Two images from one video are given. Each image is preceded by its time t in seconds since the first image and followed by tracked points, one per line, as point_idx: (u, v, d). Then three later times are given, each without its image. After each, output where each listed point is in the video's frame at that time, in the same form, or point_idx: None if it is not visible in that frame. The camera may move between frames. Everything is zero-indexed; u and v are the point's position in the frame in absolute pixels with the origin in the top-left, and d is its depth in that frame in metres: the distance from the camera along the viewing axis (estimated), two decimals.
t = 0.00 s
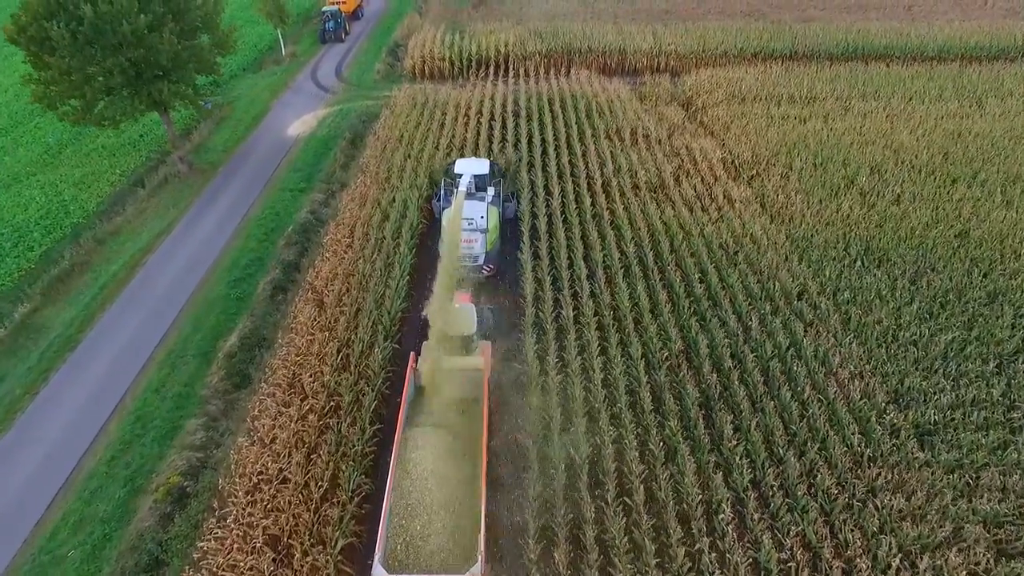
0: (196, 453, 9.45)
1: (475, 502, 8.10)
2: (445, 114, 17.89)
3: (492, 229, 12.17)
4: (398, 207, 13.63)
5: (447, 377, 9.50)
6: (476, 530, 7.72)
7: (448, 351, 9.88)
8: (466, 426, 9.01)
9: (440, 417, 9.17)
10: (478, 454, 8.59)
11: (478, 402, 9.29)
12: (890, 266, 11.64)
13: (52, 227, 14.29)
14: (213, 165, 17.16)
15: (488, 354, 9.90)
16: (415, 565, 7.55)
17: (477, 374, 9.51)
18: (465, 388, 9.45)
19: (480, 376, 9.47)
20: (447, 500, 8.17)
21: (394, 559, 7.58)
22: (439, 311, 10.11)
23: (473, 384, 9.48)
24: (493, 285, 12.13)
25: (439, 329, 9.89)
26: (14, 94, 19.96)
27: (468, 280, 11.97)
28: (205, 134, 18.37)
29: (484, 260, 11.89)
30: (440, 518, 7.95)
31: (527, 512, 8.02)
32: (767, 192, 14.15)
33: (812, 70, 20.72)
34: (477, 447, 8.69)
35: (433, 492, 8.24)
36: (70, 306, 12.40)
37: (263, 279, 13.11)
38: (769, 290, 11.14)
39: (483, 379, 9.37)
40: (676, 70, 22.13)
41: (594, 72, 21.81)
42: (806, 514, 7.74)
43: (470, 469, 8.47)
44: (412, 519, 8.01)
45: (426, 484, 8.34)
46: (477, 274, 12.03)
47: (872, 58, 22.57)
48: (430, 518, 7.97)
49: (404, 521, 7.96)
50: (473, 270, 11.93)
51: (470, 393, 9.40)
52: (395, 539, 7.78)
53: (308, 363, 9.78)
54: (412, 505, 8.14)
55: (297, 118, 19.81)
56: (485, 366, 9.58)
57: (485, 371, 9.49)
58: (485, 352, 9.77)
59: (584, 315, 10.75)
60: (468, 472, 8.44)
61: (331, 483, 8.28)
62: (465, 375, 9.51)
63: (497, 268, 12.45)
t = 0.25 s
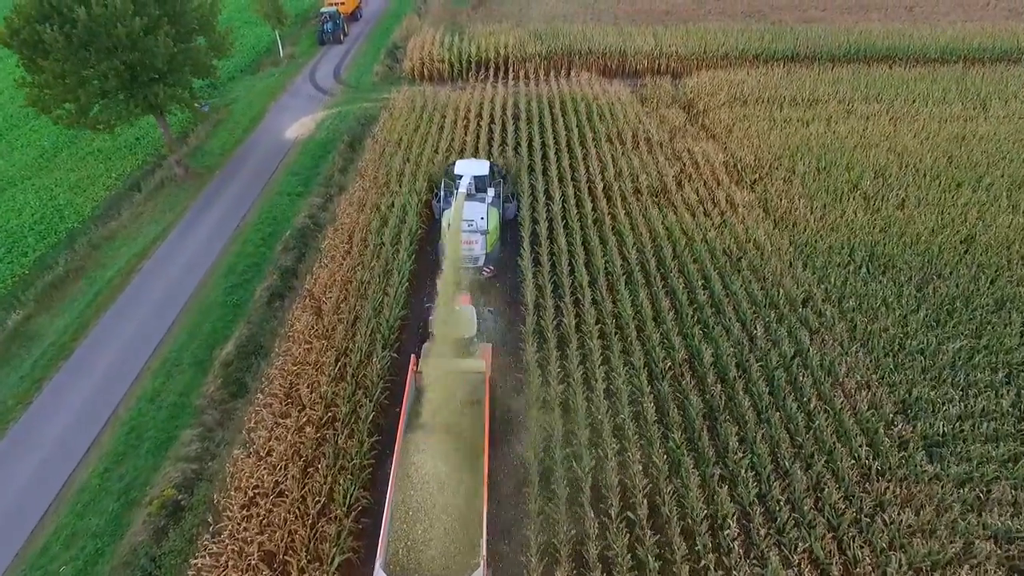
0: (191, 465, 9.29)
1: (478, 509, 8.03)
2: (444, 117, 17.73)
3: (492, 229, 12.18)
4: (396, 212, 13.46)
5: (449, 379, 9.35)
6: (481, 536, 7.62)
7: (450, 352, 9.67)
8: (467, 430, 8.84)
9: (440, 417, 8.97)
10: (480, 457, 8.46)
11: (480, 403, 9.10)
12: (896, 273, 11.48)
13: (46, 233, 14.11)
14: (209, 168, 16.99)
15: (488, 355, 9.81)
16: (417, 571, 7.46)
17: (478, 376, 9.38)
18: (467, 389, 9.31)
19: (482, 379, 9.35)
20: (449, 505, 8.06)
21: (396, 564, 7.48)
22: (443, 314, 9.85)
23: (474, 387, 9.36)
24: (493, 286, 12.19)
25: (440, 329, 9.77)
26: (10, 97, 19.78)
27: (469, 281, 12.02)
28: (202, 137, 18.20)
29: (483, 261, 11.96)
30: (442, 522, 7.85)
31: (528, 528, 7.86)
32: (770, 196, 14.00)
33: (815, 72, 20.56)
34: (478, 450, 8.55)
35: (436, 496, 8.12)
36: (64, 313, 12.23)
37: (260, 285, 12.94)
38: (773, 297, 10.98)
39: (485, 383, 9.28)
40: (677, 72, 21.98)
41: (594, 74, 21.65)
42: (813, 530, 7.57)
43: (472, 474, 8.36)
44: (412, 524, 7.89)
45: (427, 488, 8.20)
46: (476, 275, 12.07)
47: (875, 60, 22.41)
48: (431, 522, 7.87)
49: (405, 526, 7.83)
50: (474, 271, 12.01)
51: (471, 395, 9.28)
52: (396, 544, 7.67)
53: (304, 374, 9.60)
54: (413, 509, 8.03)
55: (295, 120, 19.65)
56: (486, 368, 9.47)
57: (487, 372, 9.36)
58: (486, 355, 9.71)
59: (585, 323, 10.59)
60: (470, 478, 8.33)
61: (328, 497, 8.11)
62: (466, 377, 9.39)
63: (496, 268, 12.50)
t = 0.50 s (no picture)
0: (186, 477, 9.12)
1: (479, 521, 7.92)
2: (443, 119, 17.56)
3: (492, 230, 12.16)
4: (395, 216, 13.29)
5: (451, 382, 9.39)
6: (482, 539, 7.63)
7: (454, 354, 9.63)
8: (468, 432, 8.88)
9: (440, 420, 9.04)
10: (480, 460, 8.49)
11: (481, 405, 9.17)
12: (901, 278, 11.33)
13: (40, 237, 13.92)
14: (206, 171, 16.81)
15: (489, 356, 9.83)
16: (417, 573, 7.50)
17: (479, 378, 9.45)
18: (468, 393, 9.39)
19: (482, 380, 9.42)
20: (450, 509, 8.08)
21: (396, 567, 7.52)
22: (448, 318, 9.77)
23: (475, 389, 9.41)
24: (493, 286, 12.19)
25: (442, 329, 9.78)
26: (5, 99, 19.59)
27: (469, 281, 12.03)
28: (198, 139, 18.02)
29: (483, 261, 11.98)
30: (442, 525, 7.89)
31: (529, 544, 7.70)
32: (773, 200, 13.85)
33: (816, 73, 20.41)
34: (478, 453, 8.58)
35: (437, 500, 8.15)
36: (58, 320, 12.06)
37: (257, 290, 12.76)
38: (777, 303, 10.82)
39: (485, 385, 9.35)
40: (677, 74, 21.84)
41: (594, 76, 21.50)
42: (821, 545, 7.42)
43: (472, 477, 8.39)
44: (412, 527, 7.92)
45: (428, 492, 8.22)
46: (477, 275, 12.09)
47: (876, 61, 22.26)
48: (432, 525, 7.90)
49: (405, 530, 7.87)
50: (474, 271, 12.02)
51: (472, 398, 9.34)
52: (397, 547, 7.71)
53: (301, 384, 9.42)
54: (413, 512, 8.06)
55: (293, 122, 19.50)
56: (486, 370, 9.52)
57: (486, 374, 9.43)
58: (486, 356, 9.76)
59: (586, 330, 10.43)
60: (469, 484, 8.33)
61: (325, 510, 7.96)
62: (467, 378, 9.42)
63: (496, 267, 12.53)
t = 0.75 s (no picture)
0: (180, 489, 8.95)
1: (478, 534, 7.80)
2: (442, 122, 17.40)
3: (492, 230, 12.08)
4: (393, 221, 13.11)
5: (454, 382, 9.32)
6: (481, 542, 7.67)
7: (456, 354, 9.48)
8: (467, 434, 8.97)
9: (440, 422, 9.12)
10: (480, 464, 8.57)
11: (481, 407, 9.25)
12: (906, 285, 11.17)
13: (33, 242, 13.72)
14: (202, 175, 16.63)
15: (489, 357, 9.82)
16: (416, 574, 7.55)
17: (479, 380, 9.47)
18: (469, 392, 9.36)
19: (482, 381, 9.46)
20: (449, 512, 8.14)
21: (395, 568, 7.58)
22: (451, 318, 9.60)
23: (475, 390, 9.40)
24: (493, 286, 12.12)
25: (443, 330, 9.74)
26: None
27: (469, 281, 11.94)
28: (194, 143, 17.83)
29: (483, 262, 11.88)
30: (441, 527, 7.94)
31: (529, 560, 7.55)
32: (775, 204, 13.69)
33: (818, 75, 20.26)
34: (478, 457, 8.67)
35: (437, 503, 8.22)
36: (51, 328, 11.87)
37: (253, 297, 12.59)
38: (781, 310, 10.66)
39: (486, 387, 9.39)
40: (678, 76, 21.70)
41: (594, 77, 21.34)
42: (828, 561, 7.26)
43: (472, 481, 8.46)
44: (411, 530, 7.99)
45: (428, 495, 8.28)
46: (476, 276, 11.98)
47: (878, 63, 22.11)
48: (431, 526, 7.97)
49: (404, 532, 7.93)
50: (474, 272, 11.91)
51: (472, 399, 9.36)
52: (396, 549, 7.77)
53: (297, 394, 9.23)
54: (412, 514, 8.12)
55: (290, 124, 19.34)
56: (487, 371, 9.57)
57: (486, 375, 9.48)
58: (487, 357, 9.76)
59: (588, 338, 10.28)
60: (469, 489, 8.37)
61: (321, 525, 7.80)
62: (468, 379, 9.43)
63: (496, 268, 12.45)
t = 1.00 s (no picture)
0: (174, 502, 8.78)
1: (478, 548, 7.63)
2: (441, 124, 17.23)
3: (492, 230, 12.07)
4: (392, 225, 12.94)
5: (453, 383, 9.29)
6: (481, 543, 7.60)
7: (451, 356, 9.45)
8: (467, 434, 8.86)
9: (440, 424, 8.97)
10: (480, 465, 8.48)
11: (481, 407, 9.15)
12: (912, 290, 11.01)
13: (26, 247, 13.54)
14: (199, 178, 16.46)
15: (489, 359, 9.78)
16: None
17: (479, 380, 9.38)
18: (468, 394, 9.27)
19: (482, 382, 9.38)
20: (449, 514, 8.06)
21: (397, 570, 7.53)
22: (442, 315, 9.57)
23: (474, 391, 9.32)
24: (493, 286, 12.09)
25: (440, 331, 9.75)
26: None
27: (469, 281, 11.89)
28: (191, 145, 17.66)
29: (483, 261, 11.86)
30: (441, 529, 7.89)
31: None
32: (779, 207, 13.53)
33: (820, 77, 20.09)
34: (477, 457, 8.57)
35: (436, 505, 8.15)
36: (44, 334, 11.70)
37: (249, 302, 12.42)
38: (785, 317, 10.50)
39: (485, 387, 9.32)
40: (679, 77, 21.54)
41: (594, 79, 21.18)
42: None
43: (472, 483, 8.36)
44: (412, 531, 7.92)
45: (427, 498, 8.21)
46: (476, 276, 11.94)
47: (880, 64, 21.96)
48: (432, 526, 7.91)
49: (405, 535, 7.86)
50: (474, 272, 11.88)
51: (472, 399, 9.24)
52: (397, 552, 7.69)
53: (292, 405, 9.04)
54: (412, 517, 8.06)
55: (288, 126, 19.18)
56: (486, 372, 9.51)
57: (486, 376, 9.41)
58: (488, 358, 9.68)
59: (590, 345, 10.11)
60: (469, 491, 8.28)
61: (318, 540, 7.63)
62: (466, 379, 9.35)
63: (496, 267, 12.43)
